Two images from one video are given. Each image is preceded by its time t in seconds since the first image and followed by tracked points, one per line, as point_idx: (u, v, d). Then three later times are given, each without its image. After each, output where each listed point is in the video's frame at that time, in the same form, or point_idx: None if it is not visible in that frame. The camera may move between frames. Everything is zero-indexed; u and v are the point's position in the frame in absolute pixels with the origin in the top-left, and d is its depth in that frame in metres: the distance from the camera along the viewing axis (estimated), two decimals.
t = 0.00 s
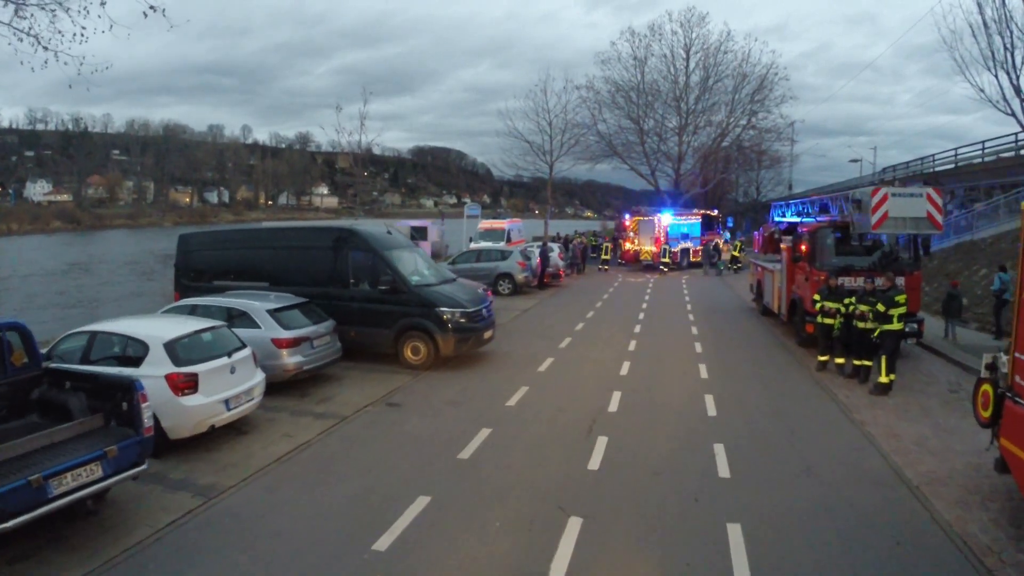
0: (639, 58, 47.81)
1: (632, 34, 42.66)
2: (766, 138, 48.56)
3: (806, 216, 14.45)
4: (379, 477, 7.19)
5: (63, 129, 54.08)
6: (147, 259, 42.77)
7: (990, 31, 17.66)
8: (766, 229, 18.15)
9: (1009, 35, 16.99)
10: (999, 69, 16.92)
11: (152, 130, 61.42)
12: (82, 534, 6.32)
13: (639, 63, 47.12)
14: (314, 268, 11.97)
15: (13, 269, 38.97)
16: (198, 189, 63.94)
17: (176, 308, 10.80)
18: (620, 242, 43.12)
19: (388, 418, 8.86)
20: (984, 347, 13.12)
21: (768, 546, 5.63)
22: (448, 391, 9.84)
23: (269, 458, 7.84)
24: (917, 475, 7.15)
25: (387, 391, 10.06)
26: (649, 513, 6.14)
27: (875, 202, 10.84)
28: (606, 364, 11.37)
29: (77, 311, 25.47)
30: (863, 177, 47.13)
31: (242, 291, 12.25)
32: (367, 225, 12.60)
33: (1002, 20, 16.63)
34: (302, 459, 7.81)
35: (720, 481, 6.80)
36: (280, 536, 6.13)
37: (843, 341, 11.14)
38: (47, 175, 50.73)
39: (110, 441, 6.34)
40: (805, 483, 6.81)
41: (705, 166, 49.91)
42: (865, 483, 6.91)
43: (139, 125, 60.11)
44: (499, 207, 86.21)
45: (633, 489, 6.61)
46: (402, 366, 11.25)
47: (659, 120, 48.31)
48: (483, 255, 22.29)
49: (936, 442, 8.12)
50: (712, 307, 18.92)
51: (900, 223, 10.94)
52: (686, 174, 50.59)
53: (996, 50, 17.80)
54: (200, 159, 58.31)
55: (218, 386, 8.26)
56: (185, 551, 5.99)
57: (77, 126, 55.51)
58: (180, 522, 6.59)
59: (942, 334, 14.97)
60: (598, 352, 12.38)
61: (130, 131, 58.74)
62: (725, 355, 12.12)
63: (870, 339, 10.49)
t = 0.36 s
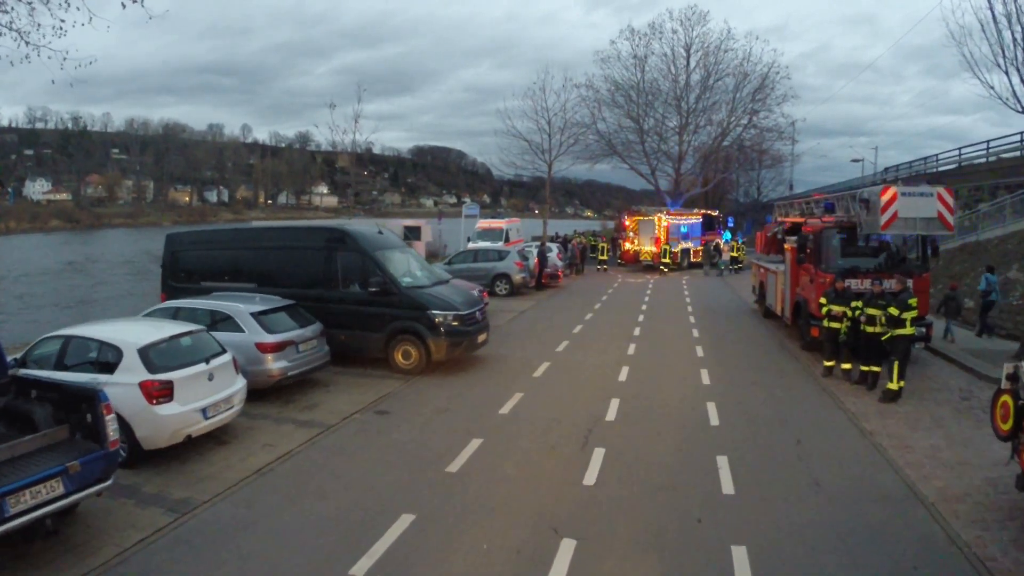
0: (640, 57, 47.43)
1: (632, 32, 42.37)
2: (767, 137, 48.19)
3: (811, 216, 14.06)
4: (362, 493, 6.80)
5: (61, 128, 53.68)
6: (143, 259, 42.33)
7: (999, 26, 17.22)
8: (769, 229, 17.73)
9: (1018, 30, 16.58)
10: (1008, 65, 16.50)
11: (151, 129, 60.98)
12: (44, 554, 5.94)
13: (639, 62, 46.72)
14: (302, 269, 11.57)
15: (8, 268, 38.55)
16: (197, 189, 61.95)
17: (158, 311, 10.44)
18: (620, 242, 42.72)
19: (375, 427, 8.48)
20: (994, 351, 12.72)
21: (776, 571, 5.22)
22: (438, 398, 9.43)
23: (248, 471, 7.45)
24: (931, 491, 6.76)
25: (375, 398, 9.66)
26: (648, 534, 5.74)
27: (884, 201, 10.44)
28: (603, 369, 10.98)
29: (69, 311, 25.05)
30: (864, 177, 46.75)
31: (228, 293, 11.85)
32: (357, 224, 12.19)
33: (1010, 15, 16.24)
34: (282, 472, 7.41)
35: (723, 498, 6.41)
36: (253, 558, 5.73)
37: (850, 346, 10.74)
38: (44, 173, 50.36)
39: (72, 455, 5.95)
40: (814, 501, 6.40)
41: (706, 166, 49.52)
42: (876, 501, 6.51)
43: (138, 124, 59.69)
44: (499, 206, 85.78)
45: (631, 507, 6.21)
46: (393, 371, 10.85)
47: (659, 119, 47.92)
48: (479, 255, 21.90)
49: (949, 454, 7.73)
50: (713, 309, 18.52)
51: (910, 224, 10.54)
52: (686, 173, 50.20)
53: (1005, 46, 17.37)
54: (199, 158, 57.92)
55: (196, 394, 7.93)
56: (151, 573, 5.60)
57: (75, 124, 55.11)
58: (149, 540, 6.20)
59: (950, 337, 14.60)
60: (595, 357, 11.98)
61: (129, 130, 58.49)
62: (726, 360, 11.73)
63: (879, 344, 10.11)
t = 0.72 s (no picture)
0: (639, 55, 47.09)
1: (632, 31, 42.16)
2: (767, 136, 47.79)
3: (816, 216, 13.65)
4: (343, 510, 6.41)
5: (61, 127, 53.31)
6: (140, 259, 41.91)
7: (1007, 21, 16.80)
8: (772, 229, 17.34)
9: None
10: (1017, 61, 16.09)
11: (151, 129, 60.65)
12: None
13: (639, 60, 46.37)
14: (289, 270, 11.17)
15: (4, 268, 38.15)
16: (198, 188, 59.12)
17: (138, 314, 10.09)
18: (620, 242, 42.33)
19: (361, 437, 8.08)
20: (1005, 356, 12.29)
21: None
22: (429, 406, 9.03)
23: (224, 487, 7.08)
24: (947, 508, 6.37)
25: (364, 405, 9.27)
26: (648, 559, 5.33)
27: (893, 200, 10.03)
28: (601, 375, 10.59)
29: (61, 311, 24.64)
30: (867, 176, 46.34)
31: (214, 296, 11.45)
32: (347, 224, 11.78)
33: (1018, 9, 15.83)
34: (261, 488, 7.02)
35: (727, 517, 6.00)
36: None
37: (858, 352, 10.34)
38: (42, 173, 50.03)
39: (28, 473, 5.54)
40: (826, 522, 5.98)
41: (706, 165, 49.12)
42: (890, 518, 6.12)
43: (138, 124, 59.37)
44: (499, 206, 85.34)
45: (629, 528, 5.81)
46: (383, 376, 10.44)
47: (659, 118, 47.54)
48: (476, 255, 21.51)
49: (965, 467, 7.33)
50: (714, 310, 18.14)
51: (920, 223, 10.12)
52: (686, 173, 49.82)
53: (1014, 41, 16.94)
54: (199, 158, 57.53)
55: (169, 405, 7.58)
56: None
57: (75, 124, 54.75)
58: (113, 561, 5.80)
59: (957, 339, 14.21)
60: (593, 361, 11.58)
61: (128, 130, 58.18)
62: (728, 365, 11.34)
63: (888, 349, 9.71)
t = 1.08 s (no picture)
0: (639, 53, 46.67)
1: (632, 28, 41.82)
2: (769, 134, 47.36)
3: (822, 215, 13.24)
4: (321, 529, 6.00)
5: (58, 127, 52.74)
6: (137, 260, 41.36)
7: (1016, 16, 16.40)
8: (775, 229, 16.94)
9: None
10: None
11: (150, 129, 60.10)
12: None
13: (638, 58, 45.95)
14: (276, 272, 10.78)
15: None
16: (197, 188, 56.68)
17: (118, 319, 9.75)
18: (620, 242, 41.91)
19: (344, 449, 7.68)
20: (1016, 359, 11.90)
21: None
22: (417, 414, 8.62)
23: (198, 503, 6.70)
24: (967, 526, 5.95)
25: (349, 413, 8.86)
26: None
27: (903, 199, 9.61)
28: (598, 381, 10.17)
29: (51, 312, 24.18)
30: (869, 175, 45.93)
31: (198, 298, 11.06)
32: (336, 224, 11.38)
33: None
34: (237, 506, 6.63)
35: (732, 538, 5.59)
36: None
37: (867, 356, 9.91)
38: (40, 173, 49.68)
39: None
40: (838, 542, 5.57)
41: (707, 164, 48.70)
42: (907, 538, 5.70)
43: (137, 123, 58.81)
44: (498, 205, 84.87)
45: (627, 551, 5.38)
46: (372, 382, 10.03)
47: (659, 116, 47.13)
48: (473, 255, 21.10)
49: (982, 480, 6.94)
50: (716, 312, 17.76)
51: (932, 223, 9.70)
52: (687, 172, 49.42)
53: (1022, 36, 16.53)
54: (198, 158, 57.03)
55: (141, 415, 7.21)
56: None
57: (72, 123, 54.19)
58: None
59: (965, 341, 13.82)
60: (590, 366, 11.17)
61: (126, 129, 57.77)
62: (731, 370, 10.94)
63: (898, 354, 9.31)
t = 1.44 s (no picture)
0: (639, 51, 46.32)
1: (632, 27, 41.47)
2: (771, 133, 46.98)
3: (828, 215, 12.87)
4: (297, 550, 5.61)
5: (56, 126, 52.26)
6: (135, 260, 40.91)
7: None
8: (779, 230, 16.58)
9: None
10: None
11: (149, 129, 59.66)
12: None
13: (639, 57, 45.59)
14: (263, 275, 10.43)
15: None
16: (198, 188, 57.26)
17: (100, 322, 9.47)
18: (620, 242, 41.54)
19: (327, 463, 7.31)
20: None
21: None
22: (407, 424, 8.25)
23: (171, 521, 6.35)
24: (989, 549, 5.56)
25: (336, 423, 8.51)
26: None
27: (915, 198, 9.23)
28: (596, 387, 9.80)
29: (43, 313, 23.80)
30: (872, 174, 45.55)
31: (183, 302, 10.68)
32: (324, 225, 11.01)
33: None
34: (211, 524, 6.27)
35: (737, 562, 5.20)
36: None
37: (875, 362, 9.51)
38: (40, 173, 48.84)
39: None
40: (850, 567, 5.18)
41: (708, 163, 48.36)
42: (926, 561, 5.33)
43: (137, 123, 58.36)
44: (499, 205, 84.48)
45: None
46: (361, 389, 9.66)
47: (659, 116, 46.77)
48: (470, 256, 20.75)
49: (1001, 495, 6.56)
50: (718, 315, 17.40)
51: (945, 223, 9.32)
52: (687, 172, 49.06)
53: None
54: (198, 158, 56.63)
55: (113, 426, 6.86)
56: None
57: (71, 123, 53.73)
58: None
59: (974, 345, 13.42)
60: (588, 371, 10.78)
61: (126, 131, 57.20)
62: (734, 376, 10.58)
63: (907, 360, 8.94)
